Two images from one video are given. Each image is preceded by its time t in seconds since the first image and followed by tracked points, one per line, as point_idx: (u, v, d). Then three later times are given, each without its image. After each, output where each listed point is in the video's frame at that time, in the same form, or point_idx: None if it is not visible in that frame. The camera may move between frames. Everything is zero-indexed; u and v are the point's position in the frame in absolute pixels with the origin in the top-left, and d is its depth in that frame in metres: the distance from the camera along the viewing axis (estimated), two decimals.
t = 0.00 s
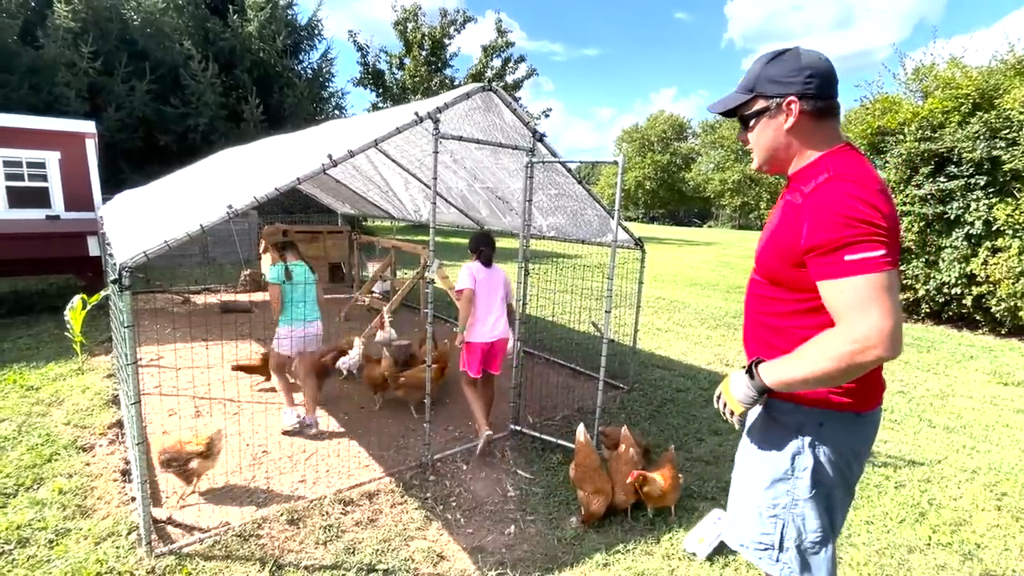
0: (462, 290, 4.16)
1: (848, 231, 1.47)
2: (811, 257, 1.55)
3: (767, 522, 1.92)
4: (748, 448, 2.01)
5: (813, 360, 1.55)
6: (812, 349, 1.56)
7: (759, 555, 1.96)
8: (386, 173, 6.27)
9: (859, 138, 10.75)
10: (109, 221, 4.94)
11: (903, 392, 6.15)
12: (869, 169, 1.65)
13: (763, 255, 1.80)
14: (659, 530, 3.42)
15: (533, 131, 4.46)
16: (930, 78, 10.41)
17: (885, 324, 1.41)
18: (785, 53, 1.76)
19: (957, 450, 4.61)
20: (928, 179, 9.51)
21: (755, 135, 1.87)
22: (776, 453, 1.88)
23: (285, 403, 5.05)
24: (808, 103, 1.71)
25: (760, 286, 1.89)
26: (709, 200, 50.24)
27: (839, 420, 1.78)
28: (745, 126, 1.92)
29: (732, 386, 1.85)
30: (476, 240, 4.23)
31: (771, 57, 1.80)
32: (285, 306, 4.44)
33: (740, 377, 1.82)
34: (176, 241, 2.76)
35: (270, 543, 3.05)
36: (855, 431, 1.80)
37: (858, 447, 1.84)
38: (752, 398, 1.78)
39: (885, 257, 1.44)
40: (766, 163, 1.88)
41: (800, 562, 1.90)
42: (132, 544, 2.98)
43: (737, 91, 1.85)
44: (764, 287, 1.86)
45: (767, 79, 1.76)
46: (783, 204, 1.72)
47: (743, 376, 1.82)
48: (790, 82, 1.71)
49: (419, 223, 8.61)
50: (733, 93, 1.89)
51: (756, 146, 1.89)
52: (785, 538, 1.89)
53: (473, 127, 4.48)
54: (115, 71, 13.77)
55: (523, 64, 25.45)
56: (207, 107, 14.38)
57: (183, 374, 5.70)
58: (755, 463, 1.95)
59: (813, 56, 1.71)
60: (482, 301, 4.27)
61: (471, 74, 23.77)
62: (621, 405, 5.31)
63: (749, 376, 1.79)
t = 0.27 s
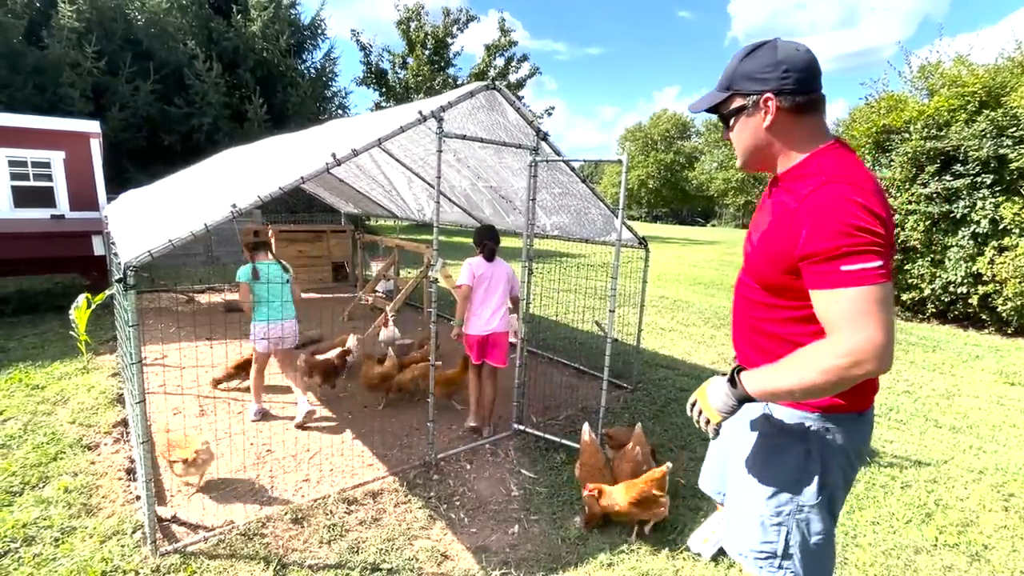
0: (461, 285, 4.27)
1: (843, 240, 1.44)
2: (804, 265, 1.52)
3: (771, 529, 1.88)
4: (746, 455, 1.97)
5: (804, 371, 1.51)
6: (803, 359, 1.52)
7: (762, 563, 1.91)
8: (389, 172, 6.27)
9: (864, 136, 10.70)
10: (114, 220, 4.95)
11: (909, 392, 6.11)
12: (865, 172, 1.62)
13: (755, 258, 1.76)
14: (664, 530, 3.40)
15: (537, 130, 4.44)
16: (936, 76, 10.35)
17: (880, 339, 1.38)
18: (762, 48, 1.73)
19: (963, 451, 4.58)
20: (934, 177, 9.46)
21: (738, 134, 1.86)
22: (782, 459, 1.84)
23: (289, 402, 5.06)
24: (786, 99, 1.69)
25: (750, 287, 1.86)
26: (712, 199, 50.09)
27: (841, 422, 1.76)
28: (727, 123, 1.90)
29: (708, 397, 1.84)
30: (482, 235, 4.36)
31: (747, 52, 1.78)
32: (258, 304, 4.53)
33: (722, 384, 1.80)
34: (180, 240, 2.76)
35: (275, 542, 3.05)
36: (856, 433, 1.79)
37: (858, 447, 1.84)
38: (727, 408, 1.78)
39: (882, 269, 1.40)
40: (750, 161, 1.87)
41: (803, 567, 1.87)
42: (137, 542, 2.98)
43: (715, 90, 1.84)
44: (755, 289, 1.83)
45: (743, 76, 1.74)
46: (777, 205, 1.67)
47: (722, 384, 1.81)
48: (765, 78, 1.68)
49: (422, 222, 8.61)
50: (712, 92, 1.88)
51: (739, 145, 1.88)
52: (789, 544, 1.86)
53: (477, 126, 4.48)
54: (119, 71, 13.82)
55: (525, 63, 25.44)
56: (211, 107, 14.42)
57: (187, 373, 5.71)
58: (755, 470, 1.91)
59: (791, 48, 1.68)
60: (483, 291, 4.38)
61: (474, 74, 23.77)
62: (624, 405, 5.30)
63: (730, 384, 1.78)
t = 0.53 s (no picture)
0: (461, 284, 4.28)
1: (848, 228, 1.43)
2: (809, 255, 1.50)
3: (789, 539, 1.85)
4: (751, 467, 1.92)
5: (814, 364, 1.47)
6: (811, 351, 1.49)
7: None
8: (393, 171, 6.27)
9: (868, 135, 10.65)
10: (118, 219, 4.95)
11: (914, 392, 6.08)
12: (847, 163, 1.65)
13: (750, 253, 1.73)
14: (669, 531, 3.39)
15: (541, 129, 4.42)
16: (941, 74, 10.30)
17: (888, 327, 1.37)
18: (724, 58, 1.77)
19: (971, 452, 4.54)
20: (939, 176, 9.42)
21: (709, 140, 1.87)
22: (793, 470, 1.81)
23: (292, 403, 5.06)
24: (752, 102, 1.71)
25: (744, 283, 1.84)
26: (715, 198, 50.01)
27: (837, 423, 1.78)
28: (698, 132, 1.93)
29: (711, 400, 1.73)
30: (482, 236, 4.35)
31: (710, 62, 1.82)
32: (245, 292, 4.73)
33: (720, 385, 1.71)
34: (184, 240, 2.76)
35: (279, 542, 3.05)
36: (851, 431, 1.83)
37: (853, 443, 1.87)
38: (731, 408, 1.68)
39: (885, 255, 1.40)
40: (726, 166, 1.88)
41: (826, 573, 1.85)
42: (141, 542, 2.98)
43: (682, 102, 1.88)
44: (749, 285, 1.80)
45: (707, 85, 1.78)
46: (772, 199, 1.65)
47: (722, 385, 1.70)
48: (728, 85, 1.72)
49: (425, 222, 8.61)
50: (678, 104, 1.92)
51: (711, 151, 1.89)
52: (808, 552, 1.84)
53: (480, 125, 4.47)
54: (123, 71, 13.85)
55: (528, 62, 25.43)
56: (214, 107, 14.45)
57: (191, 373, 5.71)
58: (765, 482, 1.87)
59: (751, 56, 1.72)
60: (486, 289, 4.40)
61: (476, 73, 23.78)
62: (628, 405, 5.28)
63: (733, 386, 1.67)
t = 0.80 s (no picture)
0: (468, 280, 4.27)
1: (834, 192, 1.43)
2: (799, 225, 1.48)
3: (743, 542, 1.78)
4: (719, 465, 1.86)
5: (824, 332, 1.41)
6: (818, 321, 1.43)
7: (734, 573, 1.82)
8: (395, 171, 6.25)
9: (872, 134, 10.62)
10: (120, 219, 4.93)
11: (920, 392, 6.05)
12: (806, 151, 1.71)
13: (728, 237, 1.68)
14: (676, 532, 3.36)
15: (545, 128, 4.38)
16: (946, 73, 10.26)
17: (891, 283, 1.36)
18: (683, 56, 1.83)
19: (979, 453, 4.50)
20: (944, 176, 9.37)
21: (675, 135, 1.90)
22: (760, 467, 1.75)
23: (295, 403, 5.04)
24: (715, 93, 1.75)
25: (719, 272, 1.78)
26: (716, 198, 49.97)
27: (813, 419, 1.76)
28: (663, 128, 1.96)
29: (723, 389, 1.62)
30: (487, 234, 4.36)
31: (675, 61, 1.88)
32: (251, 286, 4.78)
33: (732, 374, 1.61)
34: (188, 239, 2.74)
35: (283, 544, 3.02)
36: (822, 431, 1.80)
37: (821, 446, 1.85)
38: (750, 398, 1.56)
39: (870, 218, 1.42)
40: (691, 158, 1.89)
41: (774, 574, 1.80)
42: (144, 544, 2.96)
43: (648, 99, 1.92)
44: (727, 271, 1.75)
45: (672, 79, 1.83)
46: (748, 181, 1.63)
47: (734, 373, 1.61)
48: (692, 78, 1.77)
49: (428, 221, 8.59)
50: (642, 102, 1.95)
51: (677, 147, 1.92)
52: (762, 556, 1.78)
53: (484, 124, 4.46)
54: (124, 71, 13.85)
55: (529, 62, 25.42)
56: (216, 106, 14.44)
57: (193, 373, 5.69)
58: (730, 481, 1.80)
59: (711, 52, 1.77)
60: (494, 286, 4.42)
61: (478, 73, 23.77)
62: (633, 405, 5.25)
63: (746, 375, 1.58)
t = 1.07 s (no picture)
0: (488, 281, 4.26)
1: (819, 195, 1.41)
2: (784, 227, 1.44)
3: (708, 537, 1.70)
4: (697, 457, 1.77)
5: (811, 335, 1.39)
6: (803, 325, 1.41)
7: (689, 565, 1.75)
8: (399, 171, 6.21)
9: (876, 134, 10.58)
10: (124, 220, 4.90)
11: (927, 394, 6.01)
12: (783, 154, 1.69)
13: (713, 237, 1.60)
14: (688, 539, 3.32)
15: (553, 128, 4.33)
16: (951, 73, 10.22)
17: (871, 287, 1.36)
18: (660, 54, 1.76)
19: (990, 456, 4.46)
20: (949, 176, 9.32)
21: (652, 134, 1.82)
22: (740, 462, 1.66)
23: (300, 406, 5.00)
24: (692, 92, 1.68)
25: (699, 276, 1.71)
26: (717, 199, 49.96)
27: (800, 422, 1.69)
28: (641, 126, 1.88)
29: (706, 393, 1.59)
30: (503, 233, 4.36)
31: (653, 57, 1.81)
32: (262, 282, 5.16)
33: (714, 376, 1.58)
34: (195, 241, 2.70)
35: (290, 550, 2.98)
36: (805, 435, 1.74)
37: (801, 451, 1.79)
38: (734, 401, 1.52)
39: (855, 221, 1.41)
40: (670, 157, 1.81)
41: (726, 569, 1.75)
42: (150, 550, 2.93)
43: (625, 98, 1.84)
44: (708, 275, 1.67)
45: (649, 77, 1.75)
46: (731, 180, 1.58)
47: (712, 380, 1.58)
48: (670, 76, 1.70)
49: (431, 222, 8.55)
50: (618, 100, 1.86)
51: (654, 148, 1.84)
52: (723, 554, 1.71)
53: (491, 125, 4.42)
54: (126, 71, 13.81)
55: (530, 62, 25.40)
56: (217, 106, 14.40)
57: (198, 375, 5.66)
58: (706, 473, 1.71)
59: (690, 50, 1.70)
60: (512, 287, 4.41)
61: (479, 73, 23.74)
62: (639, 407, 5.21)
63: (730, 378, 1.53)
